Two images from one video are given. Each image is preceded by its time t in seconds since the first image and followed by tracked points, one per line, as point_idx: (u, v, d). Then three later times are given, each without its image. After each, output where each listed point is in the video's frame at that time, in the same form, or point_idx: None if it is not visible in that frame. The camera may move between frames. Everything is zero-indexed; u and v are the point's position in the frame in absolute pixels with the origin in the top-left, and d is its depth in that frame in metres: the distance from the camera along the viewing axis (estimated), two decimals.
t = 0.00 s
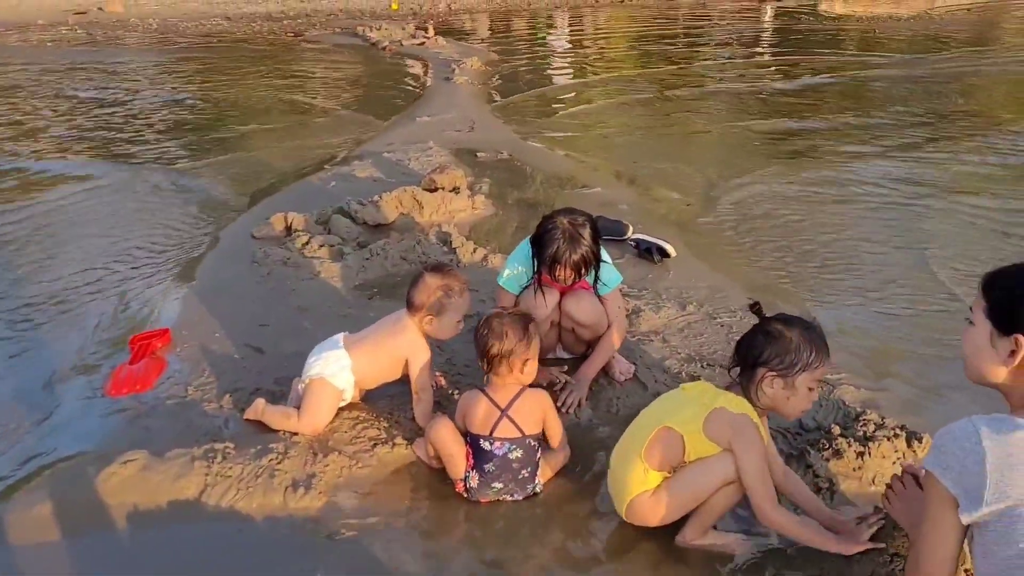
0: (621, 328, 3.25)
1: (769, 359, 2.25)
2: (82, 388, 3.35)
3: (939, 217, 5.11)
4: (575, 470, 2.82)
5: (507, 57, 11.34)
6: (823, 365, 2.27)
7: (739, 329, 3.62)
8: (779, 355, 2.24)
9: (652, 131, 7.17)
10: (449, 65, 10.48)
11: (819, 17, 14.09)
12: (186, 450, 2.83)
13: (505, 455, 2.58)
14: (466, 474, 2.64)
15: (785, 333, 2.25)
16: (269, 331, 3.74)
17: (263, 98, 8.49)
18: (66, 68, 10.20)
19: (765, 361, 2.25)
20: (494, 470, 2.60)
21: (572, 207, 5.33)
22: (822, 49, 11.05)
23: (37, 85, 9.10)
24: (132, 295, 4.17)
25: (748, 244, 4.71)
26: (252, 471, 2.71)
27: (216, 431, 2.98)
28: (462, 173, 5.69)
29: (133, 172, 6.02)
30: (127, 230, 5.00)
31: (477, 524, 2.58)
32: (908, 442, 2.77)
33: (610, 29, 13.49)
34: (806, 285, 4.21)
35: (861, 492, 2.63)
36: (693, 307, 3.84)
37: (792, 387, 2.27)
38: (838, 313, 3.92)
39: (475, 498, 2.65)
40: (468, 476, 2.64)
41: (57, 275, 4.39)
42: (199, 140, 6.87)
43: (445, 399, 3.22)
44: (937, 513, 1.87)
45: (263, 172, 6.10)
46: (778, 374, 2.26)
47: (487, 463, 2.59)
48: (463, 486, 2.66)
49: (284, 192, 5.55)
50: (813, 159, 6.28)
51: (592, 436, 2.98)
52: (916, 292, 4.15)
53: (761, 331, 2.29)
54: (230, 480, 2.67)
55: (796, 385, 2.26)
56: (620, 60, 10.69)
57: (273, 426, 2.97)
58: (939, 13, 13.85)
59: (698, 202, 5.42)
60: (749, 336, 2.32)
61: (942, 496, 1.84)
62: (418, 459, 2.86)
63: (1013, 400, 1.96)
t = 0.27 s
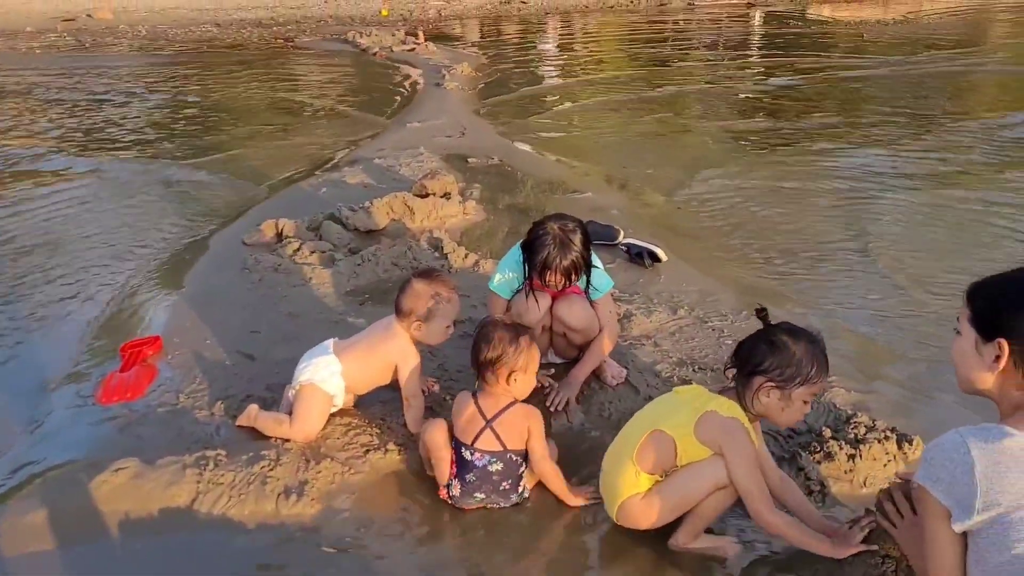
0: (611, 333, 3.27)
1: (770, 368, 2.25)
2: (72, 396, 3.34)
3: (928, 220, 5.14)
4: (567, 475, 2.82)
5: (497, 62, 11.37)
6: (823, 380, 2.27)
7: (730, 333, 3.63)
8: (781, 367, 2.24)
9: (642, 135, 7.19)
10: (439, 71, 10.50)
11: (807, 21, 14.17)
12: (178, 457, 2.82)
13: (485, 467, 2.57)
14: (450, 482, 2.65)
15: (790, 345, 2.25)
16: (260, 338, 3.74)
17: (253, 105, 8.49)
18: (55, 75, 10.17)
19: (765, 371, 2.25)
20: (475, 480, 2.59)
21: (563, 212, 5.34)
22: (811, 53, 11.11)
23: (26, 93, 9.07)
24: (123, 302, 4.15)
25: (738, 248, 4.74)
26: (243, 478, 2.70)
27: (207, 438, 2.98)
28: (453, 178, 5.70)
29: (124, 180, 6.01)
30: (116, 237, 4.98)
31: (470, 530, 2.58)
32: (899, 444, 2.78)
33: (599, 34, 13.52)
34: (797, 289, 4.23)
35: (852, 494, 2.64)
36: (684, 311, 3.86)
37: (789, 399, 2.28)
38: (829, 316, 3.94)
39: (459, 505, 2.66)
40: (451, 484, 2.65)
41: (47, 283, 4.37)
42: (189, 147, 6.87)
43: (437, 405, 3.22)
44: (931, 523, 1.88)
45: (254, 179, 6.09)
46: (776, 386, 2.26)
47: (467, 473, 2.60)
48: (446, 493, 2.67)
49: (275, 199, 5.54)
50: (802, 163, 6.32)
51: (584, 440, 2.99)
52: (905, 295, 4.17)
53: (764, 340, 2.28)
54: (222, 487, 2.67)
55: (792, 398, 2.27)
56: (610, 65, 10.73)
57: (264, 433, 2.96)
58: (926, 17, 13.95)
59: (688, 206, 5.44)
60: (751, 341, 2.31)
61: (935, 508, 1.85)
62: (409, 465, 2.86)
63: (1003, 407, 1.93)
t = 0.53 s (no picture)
0: (606, 334, 3.28)
1: (759, 367, 2.27)
2: (67, 402, 3.34)
3: (919, 219, 5.17)
4: (563, 477, 2.83)
5: (490, 66, 11.38)
6: (812, 377, 2.29)
7: (724, 335, 3.65)
8: (770, 366, 2.26)
9: (635, 138, 7.21)
10: (432, 75, 10.51)
11: (798, 23, 14.24)
12: (174, 462, 2.82)
13: (477, 458, 2.60)
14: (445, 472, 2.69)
15: (778, 343, 2.26)
16: (255, 343, 3.74)
17: (246, 110, 8.48)
18: (46, 81, 10.14)
19: (754, 370, 2.27)
20: (466, 470, 2.62)
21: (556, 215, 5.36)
22: (802, 55, 11.17)
23: (18, 99, 9.05)
24: (117, 308, 4.15)
25: (731, 250, 4.76)
26: (239, 483, 2.71)
27: (203, 443, 2.98)
28: (446, 182, 5.71)
29: (117, 186, 6.00)
30: (109, 243, 4.97)
31: (467, 532, 2.58)
32: (892, 443, 2.80)
33: (591, 38, 13.55)
34: (790, 289, 4.25)
35: (848, 493, 2.66)
36: (678, 312, 3.87)
37: (779, 397, 2.29)
38: (821, 316, 3.96)
39: (450, 498, 2.67)
40: (445, 473, 2.68)
41: (40, 290, 4.36)
42: (182, 152, 6.86)
43: (433, 409, 3.22)
44: (931, 517, 1.89)
45: (247, 184, 6.09)
46: (766, 385, 2.27)
47: (461, 462, 2.63)
48: (439, 483, 2.69)
49: (268, 203, 5.54)
50: (794, 164, 6.34)
51: (580, 441, 3.00)
52: (897, 294, 4.20)
53: (753, 339, 2.29)
54: (219, 492, 2.67)
55: (783, 397, 2.29)
56: (602, 68, 10.76)
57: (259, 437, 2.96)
58: (916, 18, 14.02)
59: (681, 208, 5.46)
60: (740, 341, 2.33)
61: (936, 500, 1.86)
62: (405, 468, 2.87)
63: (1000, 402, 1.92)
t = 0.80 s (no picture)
0: (602, 331, 3.29)
1: (754, 363, 2.28)
2: (64, 404, 3.34)
3: (911, 216, 5.21)
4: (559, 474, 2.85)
5: (484, 66, 11.39)
6: (803, 373, 2.32)
7: (718, 332, 3.67)
8: (765, 361, 2.27)
9: (628, 137, 7.24)
10: (425, 76, 10.53)
11: (791, 22, 14.28)
12: (172, 462, 2.83)
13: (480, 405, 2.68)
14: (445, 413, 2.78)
15: (771, 338, 2.29)
16: (252, 343, 3.75)
17: (240, 111, 8.49)
18: (39, 85, 10.13)
19: (749, 365, 2.28)
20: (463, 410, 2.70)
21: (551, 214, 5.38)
22: (795, 53, 11.21)
23: (11, 102, 9.04)
24: (113, 310, 4.16)
25: (724, 248, 4.78)
26: (237, 482, 2.72)
27: (200, 443, 2.99)
28: (441, 182, 5.72)
29: (111, 188, 6.00)
30: (104, 245, 4.98)
31: (464, 529, 2.60)
32: (886, 437, 2.83)
33: (584, 37, 13.58)
34: (783, 287, 4.28)
35: (842, 487, 2.67)
36: (672, 310, 3.90)
37: (772, 393, 2.31)
38: (815, 313, 3.99)
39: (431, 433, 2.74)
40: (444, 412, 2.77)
41: (36, 292, 4.37)
42: (176, 154, 6.86)
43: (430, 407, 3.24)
44: (914, 501, 1.90)
45: (242, 185, 6.11)
46: (759, 379, 2.29)
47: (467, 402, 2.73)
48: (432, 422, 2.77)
49: (263, 205, 5.55)
50: (787, 163, 6.38)
51: (576, 439, 3.02)
52: (891, 291, 4.23)
53: (746, 334, 2.32)
54: (217, 491, 2.68)
55: (776, 392, 2.31)
56: (596, 68, 10.79)
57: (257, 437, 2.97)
58: (908, 16, 14.08)
59: (675, 207, 5.49)
60: (733, 336, 2.35)
61: (920, 485, 1.87)
62: (403, 466, 2.89)
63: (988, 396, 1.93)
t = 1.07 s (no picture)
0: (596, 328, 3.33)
1: (748, 357, 2.31)
2: (60, 402, 3.36)
3: (903, 213, 5.24)
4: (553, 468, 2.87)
5: (479, 65, 11.41)
6: (795, 366, 2.35)
7: (710, 328, 3.70)
8: (759, 355, 2.30)
9: (622, 136, 7.27)
10: (420, 75, 10.54)
11: (786, 20, 14.32)
12: (168, 459, 2.85)
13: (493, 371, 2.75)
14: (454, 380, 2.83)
15: (761, 330, 2.32)
16: (248, 341, 3.77)
17: (235, 111, 8.50)
18: (34, 85, 10.13)
19: (743, 360, 2.31)
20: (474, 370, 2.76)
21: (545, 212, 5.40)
22: (790, 51, 11.25)
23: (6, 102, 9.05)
24: (109, 309, 4.17)
25: (718, 245, 4.81)
26: (233, 478, 2.74)
27: (197, 440, 3.01)
28: (436, 181, 5.74)
29: (107, 187, 6.02)
30: (101, 245, 4.99)
31: (458, 523, 2.62)
32: (875, 431, 2.86)
33: (580, 36, 13.60)
34: (776, 283, 4.31)
35: (832, 480, 2.70)
36: (665, 307, 3.92)
37: (765, 386, 2.34)
38: (807, 309, 4.02)
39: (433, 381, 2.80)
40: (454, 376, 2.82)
41: (32, 291, 4.38)
42: (171, 154, 6.87)
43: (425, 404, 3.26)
44: (896, 484, 1.95)
45: (238, 184, 6.13)
46: (753, 373, 2.32)
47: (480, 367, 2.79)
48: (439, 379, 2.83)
49: (259, 204, 5.57)
50: (781, 160, 6.41)
51: (569, 434, 3.04)
52: (882, 287, 4.26)
53: (737, 325, 2.35)
54: (212, 487, 2.70)
55: (768, 386, 2.34)
56: (591, 66, 10.81)
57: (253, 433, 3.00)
58: (902, 14, 14.12)
59: (669, 205, 5.51)
60: (727, 330, 2.37)
61: (903, 470, 1.92)
62: (398, 461, 2.91)
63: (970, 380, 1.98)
